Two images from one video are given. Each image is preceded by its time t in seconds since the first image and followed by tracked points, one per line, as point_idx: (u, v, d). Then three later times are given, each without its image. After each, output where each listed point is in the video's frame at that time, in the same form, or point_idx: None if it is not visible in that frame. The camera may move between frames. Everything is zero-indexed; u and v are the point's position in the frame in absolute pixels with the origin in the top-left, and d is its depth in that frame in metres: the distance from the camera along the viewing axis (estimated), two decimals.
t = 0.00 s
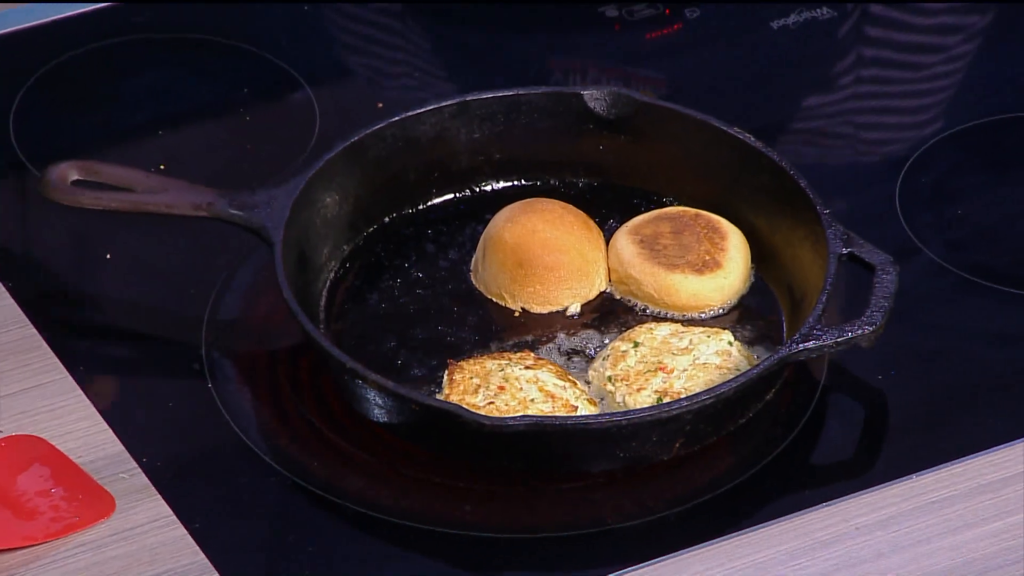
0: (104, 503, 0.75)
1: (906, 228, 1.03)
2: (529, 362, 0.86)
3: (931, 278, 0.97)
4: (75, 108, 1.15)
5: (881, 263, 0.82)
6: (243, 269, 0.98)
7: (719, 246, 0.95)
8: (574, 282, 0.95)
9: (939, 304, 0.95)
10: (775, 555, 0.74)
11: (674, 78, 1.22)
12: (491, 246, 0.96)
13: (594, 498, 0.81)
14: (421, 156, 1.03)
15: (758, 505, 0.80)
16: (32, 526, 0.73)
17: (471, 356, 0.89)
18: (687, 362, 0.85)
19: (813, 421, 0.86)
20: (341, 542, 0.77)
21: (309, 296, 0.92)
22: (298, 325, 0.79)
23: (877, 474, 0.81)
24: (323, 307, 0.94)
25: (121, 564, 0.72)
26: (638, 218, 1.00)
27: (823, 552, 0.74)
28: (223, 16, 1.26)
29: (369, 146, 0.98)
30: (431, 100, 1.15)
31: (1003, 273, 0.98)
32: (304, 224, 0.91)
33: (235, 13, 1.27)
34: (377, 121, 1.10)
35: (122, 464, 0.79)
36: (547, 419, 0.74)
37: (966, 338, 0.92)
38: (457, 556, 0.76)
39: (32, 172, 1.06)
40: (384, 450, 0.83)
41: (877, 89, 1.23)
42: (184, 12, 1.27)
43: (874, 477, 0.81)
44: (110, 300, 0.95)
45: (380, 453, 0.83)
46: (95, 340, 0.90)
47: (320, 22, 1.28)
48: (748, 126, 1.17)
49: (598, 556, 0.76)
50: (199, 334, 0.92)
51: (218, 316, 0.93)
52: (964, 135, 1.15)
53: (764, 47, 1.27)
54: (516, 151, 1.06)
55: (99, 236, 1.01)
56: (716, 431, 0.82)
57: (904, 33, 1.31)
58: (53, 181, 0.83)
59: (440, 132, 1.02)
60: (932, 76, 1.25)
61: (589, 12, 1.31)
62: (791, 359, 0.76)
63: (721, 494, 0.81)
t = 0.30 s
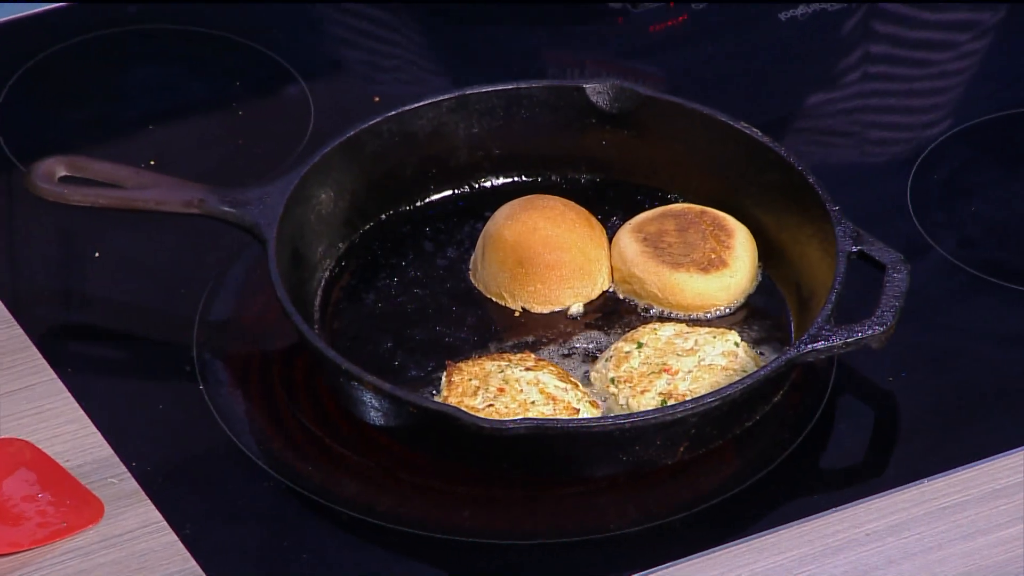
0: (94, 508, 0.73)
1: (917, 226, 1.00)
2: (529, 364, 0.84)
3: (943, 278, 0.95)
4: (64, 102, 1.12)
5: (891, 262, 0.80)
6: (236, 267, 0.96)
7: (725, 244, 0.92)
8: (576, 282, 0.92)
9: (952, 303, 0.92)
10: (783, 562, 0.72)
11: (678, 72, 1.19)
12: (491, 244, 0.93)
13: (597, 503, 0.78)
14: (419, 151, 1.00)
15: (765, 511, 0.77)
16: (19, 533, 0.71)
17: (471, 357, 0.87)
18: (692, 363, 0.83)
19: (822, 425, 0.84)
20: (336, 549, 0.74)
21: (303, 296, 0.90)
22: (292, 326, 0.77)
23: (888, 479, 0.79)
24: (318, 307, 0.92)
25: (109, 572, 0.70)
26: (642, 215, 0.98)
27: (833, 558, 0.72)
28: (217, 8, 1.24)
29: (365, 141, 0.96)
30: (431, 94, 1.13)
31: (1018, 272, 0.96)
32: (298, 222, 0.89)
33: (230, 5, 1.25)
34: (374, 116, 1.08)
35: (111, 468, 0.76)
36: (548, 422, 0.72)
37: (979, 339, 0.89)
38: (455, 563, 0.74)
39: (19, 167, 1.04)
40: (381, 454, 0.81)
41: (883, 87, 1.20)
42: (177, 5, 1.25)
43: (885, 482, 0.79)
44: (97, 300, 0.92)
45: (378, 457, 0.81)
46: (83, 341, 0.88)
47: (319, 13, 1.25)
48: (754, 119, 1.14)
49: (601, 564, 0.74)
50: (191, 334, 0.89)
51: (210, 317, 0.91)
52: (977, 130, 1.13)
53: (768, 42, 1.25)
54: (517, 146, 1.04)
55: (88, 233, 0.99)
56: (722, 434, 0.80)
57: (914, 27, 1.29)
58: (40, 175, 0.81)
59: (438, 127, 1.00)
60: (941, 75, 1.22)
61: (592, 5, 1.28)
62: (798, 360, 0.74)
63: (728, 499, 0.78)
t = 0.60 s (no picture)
0: (80, 514, 0.71)
1: (923, 225, 0.98)
2: (527, 365, 0.82)
3: (950, 277, 0.93)
4: (50, 98, 1.11)
5: (897, 260, 0.78)
6: (227, 266, 0.94)
7: (727, 242, 0.91)
8: (574, 281, 0.91)
9: (959, 304, 0.91)
10: (786, 569, 0.70)
11: (678, 67, 1.18)
12: (487, 243, 0.91)
13: (596, 509, 0.77)
14: (414, 148, 0.99)
15: (768, 517, 0.75)
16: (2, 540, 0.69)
17: (466, 359, 0.85)
18: (693, 365, 0.81)
19: (826, 428, 0.82)
20: (328, 555, 0.72)
21: (295, 296, 0.88)
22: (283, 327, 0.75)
23: (893, 484, 0.77)
24: (311, 307, 0.90)
25: None
26: (642, 214, 0.96)
27: (837, 565, 0.70)
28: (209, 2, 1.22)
29: (359, 137, 0.94)
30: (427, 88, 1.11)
31: None
32: (289, 220, 0.87)
33: None
34: (368, 111, 1.06)
35: (98, 473, 0.74)
36: (545, 425, 0.70)
37: (988, 340, 0.87)
38: (450, 571, 0.72)
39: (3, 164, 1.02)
40: (375, 458, 0.79)
41: (886, 81, 1.18)
42: None
43: (891, 487, 0.77)
44: (84, 301, 0.91)
45: (371, 461, 0.79)
46: (70, 341, 0.86)
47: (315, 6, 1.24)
48: (755, 114, 1.12)
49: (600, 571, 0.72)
50: (179, 335, 0.88)
51: (199, 318, 0.89)
52: (985, 126, 1.11)
53: (769, 37, 1.23)
54: (514, 143, 1.02)
55: (75, 233, 0.97)
56: (724, 438, 0.78)
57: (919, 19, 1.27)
58: (25, 173, 0.79)
59: (433, 123, 0.98)
60: (946, 69, 1.20)
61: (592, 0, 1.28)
62: (802, 362, 0.72)
63: (730, 505, 0.76)
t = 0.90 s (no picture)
0: (70, 520, 0.69)
1: (933, 223, 0.96)
2: (526, 367, 0.80)
3: (961, 277, 0.91)
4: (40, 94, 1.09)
5: (906, 260, 0.76)
6: (220, 266, 0.92)
7: (731, 241, 0.89)
8: (575, 281, 0.89)
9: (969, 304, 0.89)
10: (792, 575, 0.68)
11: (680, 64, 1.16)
12: (485, 242, 0.90)
13: (598, 514, 0.75)
14: (411, 145, 0.97)
15: (774, 522, 0.73)
16: None
17: (465, 360, 0.83)
18: (697, 366, 0.79)
19: (833, 431, 0.80)
20: (322, 561, 0.71)
21: (288, 296, 0.87)
22: (278, 327, 0.74)
23: (902, 488, 0.75)
24: (305, 308, 0.88)
25: None
26: (644, 212, 0.94)
27: (845, 571, 0.68)
28: None
29: (354, 133, 0.92)
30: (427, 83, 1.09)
31: None
32: (282, 220, 0.86)
33: None
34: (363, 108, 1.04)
35: (87, 478, 0.72)
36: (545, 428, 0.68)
37: (999, 341, 0.85)
38: None
39: None
40: (371, 461, 0.77)
41: (897, 67, 1.18)
42: None
43: (900, 491, 0.75)
44: (75, 301, 0.89)
45: (367, 464, 0.77)
46: (60, 342, 0.85)
47: None
48: (760, 111, 1.11)
49: None
50: (171, 337, 0.86)
51: (191, 318, 0.88)
52: (997, 120, 1.08)
53: (773, 33, 1.21)
54: (513, 140, 1.00)
55: (67, 233, 0.95)
56: (728, 441, 0.76)
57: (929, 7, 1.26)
58: (11, 171, 0.78)
59: (430, 119, 0.96)
60: (958, 54, 1.19)
61: None
62: (808, 363, 0.70)
63: (734, 509, 0.75)
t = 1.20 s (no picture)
0: (59, 524, 0.68)
1: (941, 220, 0.95)
2: (525, 368, 0.79)
3: (969, 277, 0.89)
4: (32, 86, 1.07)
5: (913, 259, 0.74)
6: (212, 264, 0.91)
7: (735, 240, 0.88)
8: (576, 280, 0.87)
9: (978, 304, 0.87)
10: None
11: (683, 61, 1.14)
12: (484, 241, 0.88)
13: (598, 518, 0.73)
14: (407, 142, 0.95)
15: (778, 526, 0.72)
16: None
17: (462, 362, 0.82)
18: (700, 367, 0.78)
19: (839, 433, 0.78)
20: (315, 567, 0.69)
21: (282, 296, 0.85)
22: (272, 327, 0.72)
23: (909, 492, 0.73)
24: (299, 308, 0.87)
25: None
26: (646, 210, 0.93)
27: None
28: None
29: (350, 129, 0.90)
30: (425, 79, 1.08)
31: None
32: (276, 217, 0.84)
33: None
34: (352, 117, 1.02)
35: (76, 482, 0.71)
36: (544, 430, 0.66)
37: (1009, 342, 0.84)
38: None
39: None
40: (367, 464, 0.76)
41: (910, 52, 1.17)
42: None
43: (906, 495, 0.73)
44: (66, 300, 0.87)
45: (363, 467, 0.75)
46: (50, 342, 0.83)
47: None
48: (766, 104, 1.09)
49: None
50: (162, 337, 0.84)
51: (183, 318, 0.86)
52: (1007, 115, 1.07)
53: (778, 27, 1.20)
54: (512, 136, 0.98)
55: (59, 231, 0.94)
56: (732, 444, 0.74)
57: None
58: None
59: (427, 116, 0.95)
60: (973, 37, 1.18)
61: None
62: (814, 365, 0.68)
63: (738, 514, 0.73)
